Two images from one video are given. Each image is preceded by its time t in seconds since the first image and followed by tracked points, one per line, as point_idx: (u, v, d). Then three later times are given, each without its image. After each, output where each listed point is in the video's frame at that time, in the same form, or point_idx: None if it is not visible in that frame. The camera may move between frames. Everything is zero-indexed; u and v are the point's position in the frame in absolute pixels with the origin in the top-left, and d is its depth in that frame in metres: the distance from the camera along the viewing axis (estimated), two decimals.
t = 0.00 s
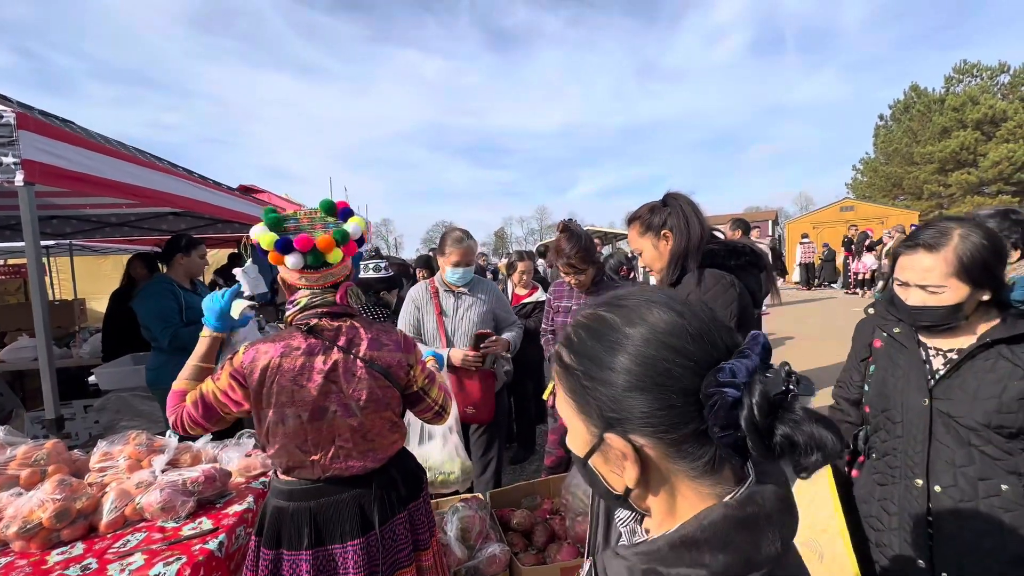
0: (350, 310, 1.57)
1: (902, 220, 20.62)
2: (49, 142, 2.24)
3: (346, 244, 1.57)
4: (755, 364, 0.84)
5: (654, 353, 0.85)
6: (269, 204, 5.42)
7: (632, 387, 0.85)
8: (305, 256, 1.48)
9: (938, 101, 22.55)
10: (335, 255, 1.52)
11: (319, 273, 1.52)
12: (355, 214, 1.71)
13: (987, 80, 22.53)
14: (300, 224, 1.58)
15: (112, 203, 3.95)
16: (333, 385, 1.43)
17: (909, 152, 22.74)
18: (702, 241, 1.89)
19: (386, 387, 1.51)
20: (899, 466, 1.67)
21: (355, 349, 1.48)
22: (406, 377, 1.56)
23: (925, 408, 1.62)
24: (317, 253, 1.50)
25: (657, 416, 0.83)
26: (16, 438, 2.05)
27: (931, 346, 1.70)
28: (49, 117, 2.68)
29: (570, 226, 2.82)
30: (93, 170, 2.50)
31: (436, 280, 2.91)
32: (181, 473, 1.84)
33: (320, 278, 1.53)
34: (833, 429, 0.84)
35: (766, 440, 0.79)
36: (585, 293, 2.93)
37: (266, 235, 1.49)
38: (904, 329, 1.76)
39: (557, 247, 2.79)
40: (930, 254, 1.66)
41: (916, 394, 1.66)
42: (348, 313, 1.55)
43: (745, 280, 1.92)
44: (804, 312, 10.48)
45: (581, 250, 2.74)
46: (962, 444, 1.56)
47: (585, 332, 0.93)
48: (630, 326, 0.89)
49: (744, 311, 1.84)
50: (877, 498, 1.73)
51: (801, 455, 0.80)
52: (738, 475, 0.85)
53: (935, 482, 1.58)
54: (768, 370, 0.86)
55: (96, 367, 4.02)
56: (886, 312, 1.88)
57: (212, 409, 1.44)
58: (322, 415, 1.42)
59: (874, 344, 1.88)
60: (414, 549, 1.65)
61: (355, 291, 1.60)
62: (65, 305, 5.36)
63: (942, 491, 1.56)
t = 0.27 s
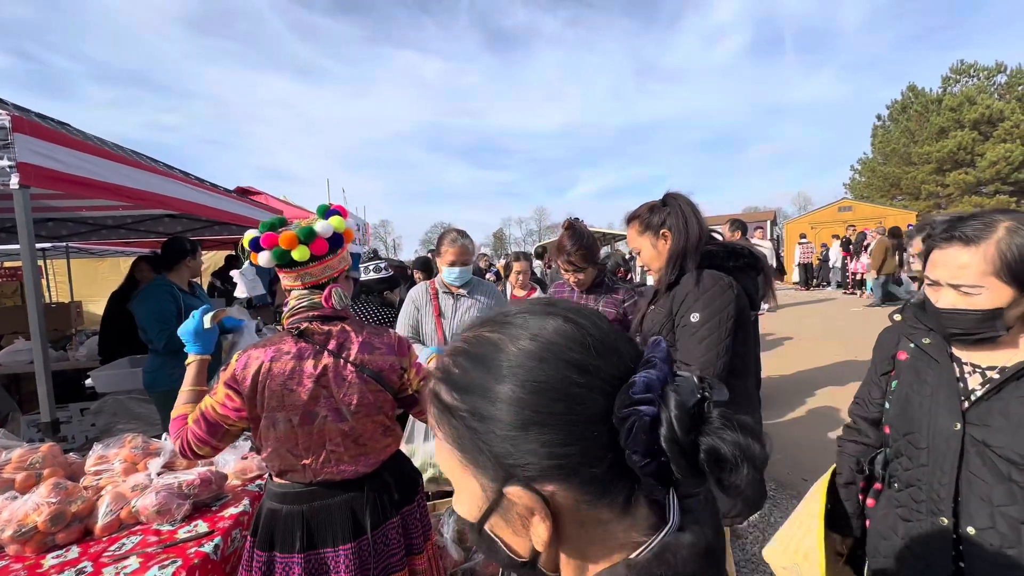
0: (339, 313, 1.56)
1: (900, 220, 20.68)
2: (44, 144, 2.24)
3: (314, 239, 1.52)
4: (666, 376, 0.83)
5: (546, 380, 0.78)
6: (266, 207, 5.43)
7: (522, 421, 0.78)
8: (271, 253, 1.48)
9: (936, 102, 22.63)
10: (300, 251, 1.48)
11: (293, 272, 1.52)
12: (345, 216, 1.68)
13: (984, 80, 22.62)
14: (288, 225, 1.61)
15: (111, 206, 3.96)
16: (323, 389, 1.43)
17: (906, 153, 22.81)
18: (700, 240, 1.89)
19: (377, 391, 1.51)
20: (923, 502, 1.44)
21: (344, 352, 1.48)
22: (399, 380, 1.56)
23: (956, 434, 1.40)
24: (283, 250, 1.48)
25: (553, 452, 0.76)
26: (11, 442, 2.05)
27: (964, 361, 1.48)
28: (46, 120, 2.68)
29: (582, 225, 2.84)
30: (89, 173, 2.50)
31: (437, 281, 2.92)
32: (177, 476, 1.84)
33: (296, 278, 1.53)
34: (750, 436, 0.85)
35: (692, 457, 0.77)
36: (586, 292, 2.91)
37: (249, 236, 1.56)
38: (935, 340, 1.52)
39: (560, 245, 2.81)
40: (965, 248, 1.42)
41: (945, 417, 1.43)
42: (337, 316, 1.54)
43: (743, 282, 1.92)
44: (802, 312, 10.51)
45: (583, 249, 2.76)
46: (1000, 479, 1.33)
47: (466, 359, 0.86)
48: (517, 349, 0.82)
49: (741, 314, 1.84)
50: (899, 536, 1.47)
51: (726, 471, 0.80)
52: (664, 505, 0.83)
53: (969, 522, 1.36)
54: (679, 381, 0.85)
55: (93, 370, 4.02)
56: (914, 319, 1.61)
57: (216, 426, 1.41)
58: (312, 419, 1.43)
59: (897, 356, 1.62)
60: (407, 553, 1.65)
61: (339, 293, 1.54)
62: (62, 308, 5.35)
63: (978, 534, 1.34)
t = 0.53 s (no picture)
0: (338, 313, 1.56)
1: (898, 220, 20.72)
2: (41, 147, 2.24)
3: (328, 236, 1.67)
4: (560, 399, 0.82)
5: (422, 411, 0.74)
6: (265, 208, 5.43)
7: (398, 456, 0.74)
8: (285, 243, 1.58)
9: (933, 101, 22.68)
10: (313, 243, 1.61)
11: (302, 266, 1.61)
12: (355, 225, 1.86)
13: (981, 80, 22.69)
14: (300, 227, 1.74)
15: (109, 208, 3.95)
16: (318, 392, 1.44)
17: (904, 152, 22.86)
18: (697, 240, 1.90)
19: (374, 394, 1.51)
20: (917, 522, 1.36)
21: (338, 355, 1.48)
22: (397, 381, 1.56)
23: (953, 452, 1.31)
24: (298, 241, 1.60)
25: (429, 489, 0.73)
26: (8, 444, 2.04)
27: (965, 371, 1.39)
28: (43, 122, 2.67)
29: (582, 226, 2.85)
30: (86, 175, 2.50)
31: (436, 282, 2.95)
32: (175, 477, 1.84)
33: (304, 272, 1.61)
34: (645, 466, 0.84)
35: (583, 489, 0.76)
36: (585, 292, 2.90)
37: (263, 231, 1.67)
38: (934, 347, 1.44)
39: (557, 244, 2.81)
40: (951, 244, 1.35)
41: (942, 432, 1.33)
42: (335, 318, 1.55)
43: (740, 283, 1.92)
44: (800, 312, 10.54)
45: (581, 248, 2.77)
46: (1001, 504, 1.22)
47: (341, 382, 0.81)
48: (393, 376, 0.77)
49: (738, 314, 1.84)
50: (889, 553, 1.42)
51: (618, 502, 0.78)
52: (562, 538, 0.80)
53: (966, 549, 1.26)
54: (573, 407, 0.84)
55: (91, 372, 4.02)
56: (913, 324, 1.55)
57: (214, 426, 1.42)
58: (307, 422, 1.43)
59: (896, 362, 1.53)
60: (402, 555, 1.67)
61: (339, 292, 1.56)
62: (60, 310, 5.34)
63: (973, 562, 1.24)
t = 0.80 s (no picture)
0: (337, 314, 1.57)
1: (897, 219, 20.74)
2: (38, 150, 2.24)
3: (331, 237, 1.69)
4: (413, 445, 0.73)
5: (259, 455, 0.68)
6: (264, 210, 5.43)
7: (230, 500, 0.69)
8: (288, 244, 1.61)
9: (931, 101, 22.72)
10: (315, 244, 1.63)
11: (304, 266, 1.63)
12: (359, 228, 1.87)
13: (979, 79, 22.74)
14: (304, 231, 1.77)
15: (106, 210, 3.96)
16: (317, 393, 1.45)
17: (903, 151, 22.89)
18: (695, 241, 1.91)
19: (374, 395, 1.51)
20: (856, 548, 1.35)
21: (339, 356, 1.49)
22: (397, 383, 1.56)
23: (889, 477, 1.28)
24: (300, 242, 1.62)
25: (256, 537, 0.68)
26: (7, 447, 2.05)
27: (908, 394, 1.36)
28: (40, 125, 2.68)
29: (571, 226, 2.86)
30: (83, 178, 2.50)
31: (435, 284, 2.95)
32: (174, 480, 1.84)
33: (306, 273, 1.63)
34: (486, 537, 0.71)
35: (408, 555, 0.67)
36: (581, 293, 2.91)
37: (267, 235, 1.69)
38: (875, 368, 1.41)
39: (552, 245, 2.81)
40: (877, 264, 1.32)
41: (880, 457, 1.31)
42: (336, 318, 1.55)
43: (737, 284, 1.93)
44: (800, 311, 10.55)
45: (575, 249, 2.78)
46: (934, 534, 1.19)
47: (192, 409, 0.76)
48: (244, 413, 0.71)
49: (735, 315, 1.85)
50: None
51: None
52: None
53: None
54: (427, 455, 0.74)
55: (90, 374, 4.02)
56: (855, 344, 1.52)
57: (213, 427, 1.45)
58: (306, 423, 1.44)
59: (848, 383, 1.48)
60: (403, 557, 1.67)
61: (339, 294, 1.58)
62: (59, 313, 5.35)
63: None
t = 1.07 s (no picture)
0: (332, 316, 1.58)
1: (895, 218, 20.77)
2: (33, 154, 2.24)
3: (322, 248, 1.58)
4: (203, 467, 0.65)
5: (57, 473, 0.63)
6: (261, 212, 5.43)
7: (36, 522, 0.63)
8: (279, 262, 1.52)
9: (929, 100, 22.76)
10: (309, 261, 1.53)
11: (298, 281, 1.55)
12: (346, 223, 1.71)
13: (976, 78, 22.80)
14: (287, 232, 1.64)
15: (103, 213, 3.96)
16: (315, 395, 1.45)
17: (900, 151, 22.93)
18: (694, 241, 1.92)
19: (372, 397, 1.52)
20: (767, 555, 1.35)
21: (337, 359, 1.49)
22: (394, 384, 1.56)
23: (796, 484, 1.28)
24: (291, 260, 1.52)
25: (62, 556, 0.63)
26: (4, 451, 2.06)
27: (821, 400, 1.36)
28: (36, 129, 2.67)
29: (568, 228, 2.86)
30: (79, 181, 2.50)
31: (432, 286, 2.96)
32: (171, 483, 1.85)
33: (301, 287, 1.56)
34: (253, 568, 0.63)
35: None
36: (577, 295, 2.90)
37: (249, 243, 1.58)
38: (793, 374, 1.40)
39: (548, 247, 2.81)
40: (757, 279, 1.37)
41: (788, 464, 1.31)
42: (332, 322, 1.56)
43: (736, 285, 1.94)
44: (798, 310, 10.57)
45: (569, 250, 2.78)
46: (831, 542, 1.19)
47: None
48: (49, 422, 0.64)
49: (735, 317, 1.86)
50: None
51: None
52: None
53: None
54: (210, 475, 0.65)
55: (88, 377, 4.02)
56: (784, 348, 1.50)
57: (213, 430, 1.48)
58: (304, 426, 1.45)
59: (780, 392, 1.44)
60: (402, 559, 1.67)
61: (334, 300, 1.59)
62: (56, 315, 5.35)
63: None
